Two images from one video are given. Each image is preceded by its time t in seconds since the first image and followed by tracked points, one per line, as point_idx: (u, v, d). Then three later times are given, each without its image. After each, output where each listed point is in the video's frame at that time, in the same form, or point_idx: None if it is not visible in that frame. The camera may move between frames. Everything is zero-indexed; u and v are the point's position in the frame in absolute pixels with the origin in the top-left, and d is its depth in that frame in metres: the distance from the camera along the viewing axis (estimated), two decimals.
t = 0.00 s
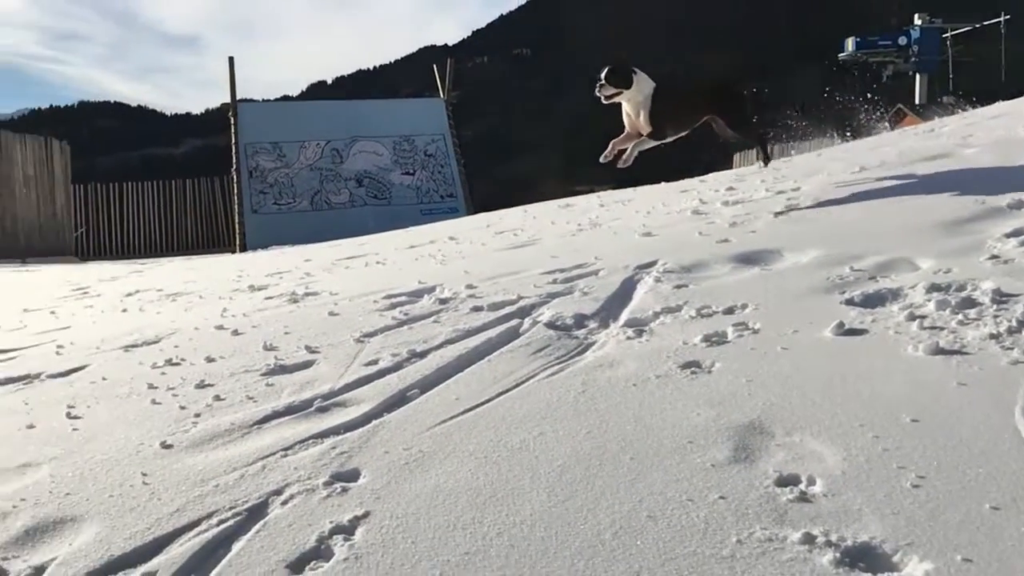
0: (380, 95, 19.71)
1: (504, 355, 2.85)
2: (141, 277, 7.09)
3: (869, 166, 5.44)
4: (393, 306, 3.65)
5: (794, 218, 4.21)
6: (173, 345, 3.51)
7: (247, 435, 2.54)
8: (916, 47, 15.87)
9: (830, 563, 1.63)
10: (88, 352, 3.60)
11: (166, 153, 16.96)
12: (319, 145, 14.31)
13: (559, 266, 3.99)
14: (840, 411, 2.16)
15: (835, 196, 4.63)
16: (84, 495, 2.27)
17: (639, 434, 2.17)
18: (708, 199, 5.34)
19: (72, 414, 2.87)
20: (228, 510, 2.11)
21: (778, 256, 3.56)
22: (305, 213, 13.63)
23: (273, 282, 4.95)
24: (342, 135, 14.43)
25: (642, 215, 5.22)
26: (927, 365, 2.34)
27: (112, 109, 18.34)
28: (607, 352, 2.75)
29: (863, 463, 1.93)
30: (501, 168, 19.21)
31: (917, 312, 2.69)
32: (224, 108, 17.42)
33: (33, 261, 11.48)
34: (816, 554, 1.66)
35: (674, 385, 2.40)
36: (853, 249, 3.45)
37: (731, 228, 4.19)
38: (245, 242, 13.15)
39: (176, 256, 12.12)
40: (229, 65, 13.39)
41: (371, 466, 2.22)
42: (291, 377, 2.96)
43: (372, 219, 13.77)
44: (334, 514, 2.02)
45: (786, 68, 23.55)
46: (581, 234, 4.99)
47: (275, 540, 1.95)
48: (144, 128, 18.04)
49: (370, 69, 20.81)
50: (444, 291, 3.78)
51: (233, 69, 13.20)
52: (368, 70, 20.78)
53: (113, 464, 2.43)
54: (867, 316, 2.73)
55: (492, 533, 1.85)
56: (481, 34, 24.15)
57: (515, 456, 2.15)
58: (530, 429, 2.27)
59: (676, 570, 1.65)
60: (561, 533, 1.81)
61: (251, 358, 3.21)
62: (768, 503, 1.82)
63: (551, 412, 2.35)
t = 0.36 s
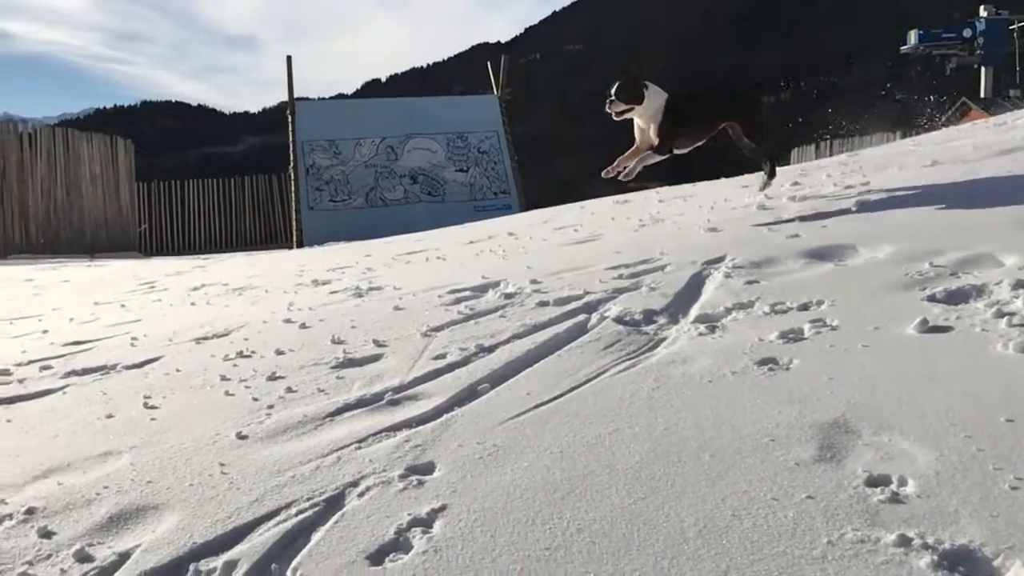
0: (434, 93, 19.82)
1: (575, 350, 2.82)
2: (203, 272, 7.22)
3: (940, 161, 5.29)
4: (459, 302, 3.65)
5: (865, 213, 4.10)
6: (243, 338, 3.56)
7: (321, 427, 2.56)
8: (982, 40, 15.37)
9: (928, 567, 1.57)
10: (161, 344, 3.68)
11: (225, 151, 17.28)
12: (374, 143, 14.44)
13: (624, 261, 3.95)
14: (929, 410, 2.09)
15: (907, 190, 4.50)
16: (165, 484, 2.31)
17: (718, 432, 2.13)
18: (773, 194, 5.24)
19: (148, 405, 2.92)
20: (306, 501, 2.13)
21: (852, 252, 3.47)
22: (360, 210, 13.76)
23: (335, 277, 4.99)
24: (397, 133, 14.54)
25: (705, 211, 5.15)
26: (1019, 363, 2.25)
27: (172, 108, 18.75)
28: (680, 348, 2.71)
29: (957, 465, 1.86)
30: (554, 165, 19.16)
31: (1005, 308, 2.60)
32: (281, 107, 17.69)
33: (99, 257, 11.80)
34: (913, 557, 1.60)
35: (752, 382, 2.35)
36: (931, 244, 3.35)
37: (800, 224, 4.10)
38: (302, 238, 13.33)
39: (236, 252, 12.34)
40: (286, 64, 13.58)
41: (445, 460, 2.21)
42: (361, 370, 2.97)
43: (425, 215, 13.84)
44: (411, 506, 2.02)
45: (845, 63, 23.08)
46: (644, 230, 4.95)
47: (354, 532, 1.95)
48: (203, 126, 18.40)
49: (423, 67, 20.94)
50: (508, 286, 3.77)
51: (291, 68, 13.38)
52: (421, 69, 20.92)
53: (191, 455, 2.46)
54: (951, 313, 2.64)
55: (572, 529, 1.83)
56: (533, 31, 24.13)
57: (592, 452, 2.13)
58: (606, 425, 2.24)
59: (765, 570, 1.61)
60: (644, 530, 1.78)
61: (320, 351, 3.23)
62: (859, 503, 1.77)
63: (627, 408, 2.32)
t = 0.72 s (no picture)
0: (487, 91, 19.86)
1: (646, 348, 2.78)
2: (265, 269, 7.32)
3: (1017, 155, 5.13)
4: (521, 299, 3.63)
5: (942, 210, 3.99)
6: (309, 334, 3.59)
7: (392, 422, 2.56)
8: None
9: None
10: (230, 339, 3.73)
11: (282, 150, 17.55)
12: (428, 141, 14.52)
13: (690, 258, 3.89)
14: None
15: (985, 186, 4.37)
16: (243, 477, 2.33)
17: (801, 432, 2.07)
18: (840, 190, 5.14)
19: (222, 399, 2.96)
20: (383, 496, 2.13)
21: (930, 248, 3.37)
22: (414, 208, 13.85)
23: (397, 273, 5.02)
24: (451, 131, 14.60)
25: (770, 208, 5.06)
26: None
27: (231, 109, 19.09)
28: (755, 346, 2.65)
29: None
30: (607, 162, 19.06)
31: None
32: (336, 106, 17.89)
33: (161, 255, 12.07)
34: (1018, 564, 1.54)
35: (834, 383, 2.29)
36: (1016, 240, 3.24)
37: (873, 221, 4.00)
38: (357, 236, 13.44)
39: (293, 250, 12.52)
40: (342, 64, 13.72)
41: (520, 457, 2.19)
42: (430, 366, 2.98)
43: (479, 213, 13.88)
44: (488, 503, 2.00)
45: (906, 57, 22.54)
46: (708, 227, 4.88)
47: (431, 527, 1.94)
48: (260, 126, 18.70)
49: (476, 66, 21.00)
50: (573, 283, 3.74)
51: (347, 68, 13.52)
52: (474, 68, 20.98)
53: (266, 448, 2.49)
54: None
55: (655, 529, 1.79)
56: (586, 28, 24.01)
57: (671, 451, 2.08)
58: (683, 424, 2.20)
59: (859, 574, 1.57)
60: (730, 531, 1.74)
61: (387, 347, 3.24)
62: (956, 507, 1.70)
63: (704, 406, 2.27)
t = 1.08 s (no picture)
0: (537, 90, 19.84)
1: (718, 346, 2.73)
2: (323, 268, 7.41)
3: None
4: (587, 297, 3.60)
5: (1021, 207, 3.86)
6: (375, 332, 3.61)
7: (463, 420, 2.55)
8: None
9: None
10: (296, 337, 3.77)
11: (335, 152, 17.75)
12: (479, 140, 14.54)
13: (758, 255, 3.83)
14: None
15: None
16: (318, 473, 2.36)
17: (886, 433, 2.02)
18: (909, 185, 5.02)
19: (291, 396, 2.99)
20: (458, 492, 2.12)
21: (1012, 244, 3.26)
22: (465, 207, 13.91)
23: (456, 272, 5.03)
24: (502, 130, 14.60)
25: (836, 205, 4.97)
26: None
27: (285, 112, 19.38)
28: (831, 344, 2.59)
29: None
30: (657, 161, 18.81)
31: None
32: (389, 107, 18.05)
33: (219, 256, 12.29)
34: None
35: (918, 382, 2.23)
36: None
37: (947, 219, 3.90)
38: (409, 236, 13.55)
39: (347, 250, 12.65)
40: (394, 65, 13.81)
41: (596, 456, 2.16)
42: (497, 364, 2.96)
43: (530, 212, 13.89)
44: (565, 501, 1.98)
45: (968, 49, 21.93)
46: (772, 224, 4.80)
47: (509, 526, 1.93)
48: (314, 128, 18.94)
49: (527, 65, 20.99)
50: (638, 281, 3.71)
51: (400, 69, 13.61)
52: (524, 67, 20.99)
53: (340, 445, 2.51)
54: None
55: (740, 530, 1.75)
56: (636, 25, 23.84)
57: (751, 451, 2.04)
58: (762, 423, 2.16)
59: None
60: (820, 535, 1.69)
61: (453, 345, 3.24)
62: None
63: (783, 406, 2.22)
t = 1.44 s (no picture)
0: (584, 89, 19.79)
1: (787, 346, 2.67)
2: (375, 269, 7.47)
3: None
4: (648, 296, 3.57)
5: None
6: (435, 332, 3.62)
7: (529, 419, 2.53)
8: None
9: None
10: (355, 338, 3.80)
11: (382, 154, 17.90)
12: (526, 141, 14.55)
13: (821, 255, 3.76)
14: None
15: None
16: (386, 472, 2.36)
17: (971, 435, 1.96)
18: (974, 181, 4.90)
19: (355, 395, 3.01)
20: (528, 493, 2.10)
21: None
22: (513, 209, 13.98)
23: (511, 272, 5.03)
24: (549, 130, 14.58)
25: (898, 202, 4.87)
26: None
27: (333, 115, 19.60)
28: (906, 343, 2.52)
29: None
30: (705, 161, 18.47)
31: None
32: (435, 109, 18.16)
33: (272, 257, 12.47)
34: None
35: (1002, 381, 2.16)
36: None
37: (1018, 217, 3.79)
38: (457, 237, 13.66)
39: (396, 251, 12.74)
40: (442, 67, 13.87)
41: (667, 456, 2.13)
42: (560, 364, 2.94)
43: (578, 212, 13.93)
44: (638, 503, 1.96)
45: None
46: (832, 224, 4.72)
47: (583, 527, 1.91)
48: (361, 131, 19.13)
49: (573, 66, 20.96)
50: (699, 280, 3.66)
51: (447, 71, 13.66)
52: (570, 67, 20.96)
53: (406, 444, 2.51)
54: None
55: (824, 534, 1.71)
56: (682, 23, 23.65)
57: (830, 453, 1.99)
58: (839, 425, 2.11)
59: None
60: (908, 539, 1.65)
61: (514, 345, 3.23)
62: None
63: (860, 408, 2.17)
